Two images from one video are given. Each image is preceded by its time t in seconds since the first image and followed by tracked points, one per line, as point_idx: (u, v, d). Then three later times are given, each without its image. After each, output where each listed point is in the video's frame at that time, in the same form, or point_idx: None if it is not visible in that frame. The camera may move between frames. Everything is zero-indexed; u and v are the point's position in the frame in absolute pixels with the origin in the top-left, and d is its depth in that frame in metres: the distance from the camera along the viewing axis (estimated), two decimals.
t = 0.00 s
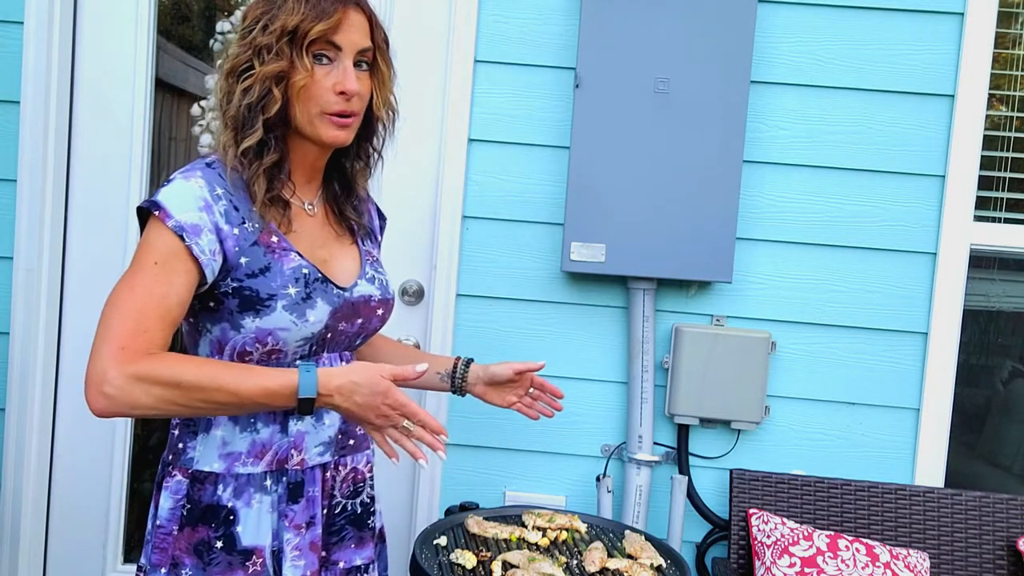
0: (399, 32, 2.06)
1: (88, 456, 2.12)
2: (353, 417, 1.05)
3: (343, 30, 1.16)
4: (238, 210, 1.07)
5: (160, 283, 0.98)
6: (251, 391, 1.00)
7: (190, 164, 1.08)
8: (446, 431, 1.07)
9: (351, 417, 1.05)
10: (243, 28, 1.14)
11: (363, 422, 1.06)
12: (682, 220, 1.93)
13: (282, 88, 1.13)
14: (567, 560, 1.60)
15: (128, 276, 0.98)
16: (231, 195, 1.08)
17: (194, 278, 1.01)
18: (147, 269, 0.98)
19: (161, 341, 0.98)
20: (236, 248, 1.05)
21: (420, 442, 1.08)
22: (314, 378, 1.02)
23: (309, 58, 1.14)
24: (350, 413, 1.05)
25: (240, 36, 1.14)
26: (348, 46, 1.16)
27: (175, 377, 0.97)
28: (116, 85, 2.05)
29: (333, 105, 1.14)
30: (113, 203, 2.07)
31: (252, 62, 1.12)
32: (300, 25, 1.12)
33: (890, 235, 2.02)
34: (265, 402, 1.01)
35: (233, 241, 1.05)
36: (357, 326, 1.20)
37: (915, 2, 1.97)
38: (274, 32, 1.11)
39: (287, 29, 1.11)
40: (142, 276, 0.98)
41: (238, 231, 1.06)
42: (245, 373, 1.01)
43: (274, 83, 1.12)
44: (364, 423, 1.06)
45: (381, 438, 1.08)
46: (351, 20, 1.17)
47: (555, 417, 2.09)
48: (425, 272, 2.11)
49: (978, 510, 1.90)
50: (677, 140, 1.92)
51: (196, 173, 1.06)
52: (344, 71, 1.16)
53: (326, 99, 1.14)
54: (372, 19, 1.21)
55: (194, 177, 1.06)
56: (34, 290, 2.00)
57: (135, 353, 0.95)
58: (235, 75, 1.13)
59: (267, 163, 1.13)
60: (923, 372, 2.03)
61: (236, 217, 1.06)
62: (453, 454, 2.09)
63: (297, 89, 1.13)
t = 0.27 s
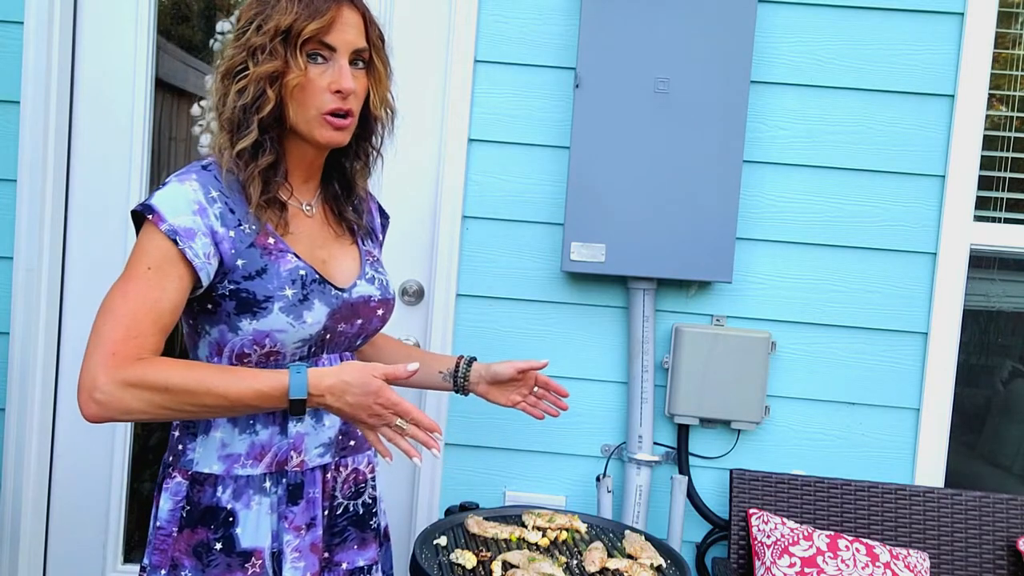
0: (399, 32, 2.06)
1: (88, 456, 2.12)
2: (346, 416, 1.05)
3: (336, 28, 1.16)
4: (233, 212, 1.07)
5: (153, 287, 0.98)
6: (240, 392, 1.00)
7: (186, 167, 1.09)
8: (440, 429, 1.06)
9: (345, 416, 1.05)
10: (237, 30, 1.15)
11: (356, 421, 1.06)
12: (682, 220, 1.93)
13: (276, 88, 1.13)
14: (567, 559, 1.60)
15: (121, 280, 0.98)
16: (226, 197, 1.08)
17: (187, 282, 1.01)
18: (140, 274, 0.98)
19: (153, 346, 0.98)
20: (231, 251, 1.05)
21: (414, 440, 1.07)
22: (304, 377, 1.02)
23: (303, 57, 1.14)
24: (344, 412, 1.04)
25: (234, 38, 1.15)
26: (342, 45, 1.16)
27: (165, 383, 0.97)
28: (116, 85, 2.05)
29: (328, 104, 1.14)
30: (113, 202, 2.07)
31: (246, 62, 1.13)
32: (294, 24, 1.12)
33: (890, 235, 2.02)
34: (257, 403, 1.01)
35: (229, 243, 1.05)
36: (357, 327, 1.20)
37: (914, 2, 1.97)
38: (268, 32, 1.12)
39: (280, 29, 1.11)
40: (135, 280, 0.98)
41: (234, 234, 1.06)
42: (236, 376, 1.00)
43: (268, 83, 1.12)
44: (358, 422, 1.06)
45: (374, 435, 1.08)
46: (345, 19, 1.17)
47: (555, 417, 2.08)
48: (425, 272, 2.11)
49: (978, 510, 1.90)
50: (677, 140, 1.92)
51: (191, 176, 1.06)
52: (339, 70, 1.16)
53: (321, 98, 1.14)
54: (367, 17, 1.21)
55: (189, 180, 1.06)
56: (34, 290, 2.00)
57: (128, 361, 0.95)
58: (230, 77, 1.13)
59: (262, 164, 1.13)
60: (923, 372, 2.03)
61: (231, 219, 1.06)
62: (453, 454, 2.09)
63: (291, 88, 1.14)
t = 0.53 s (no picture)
0: (399, 32, 2.06)
1: (88, 456, 2.12)
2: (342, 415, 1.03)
3: (331, 24, 1.16)
4: (234, 212, 1.07)
5: (148, 290, 0.98)
6: (230, 391, 0.99)
7: (185, 166, 1.08)
8: (438, 426, 1.01)
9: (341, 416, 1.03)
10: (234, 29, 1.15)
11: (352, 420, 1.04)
12: (682, 220, 1.93)
13: (272, 86, 1.13)
14: (566, 560, 1.60)
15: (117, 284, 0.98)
16: (225, 197, 1.08)
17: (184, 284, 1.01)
18: (137, 277, 0.98)
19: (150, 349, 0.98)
20: (232, 250, 1.05)
21: (409, 440, 1.04)
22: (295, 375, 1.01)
23: (298, 54, 1.14)
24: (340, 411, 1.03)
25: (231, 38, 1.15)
26: (337, 41, 1.16)
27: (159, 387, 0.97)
28: (115, 85, 2.05)
29: (325, 100, 1.14)
30: (113, 202, 2.07)
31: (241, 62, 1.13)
32: (289, 21, 1.12)
33: (890, 235, 2.02)
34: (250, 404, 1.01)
35: (229, 242, 1.05)
36: (356, 326, 1.20)
37: (915, 2, 1.97)
38: (262, 30, 1.12)
39: (275, 27, 1.12)
40: (131, 284, 0.98)
41: (234, 233, 1.06)
42: (229, 377, 1.00)
43: (263, 82, 1.12)
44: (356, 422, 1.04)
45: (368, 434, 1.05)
46: (339, 15, 1.17)
47: (555, 417, 2.09)
48: (426, 272, 2.11)
49: (978, 510, 1.90)
50: (677, 140, 1.92)
51: (190, 175, 1.06)
52: (334, 66, 1.16)
53: (318, 95, 1.14)
54: (360, 13, 1.21)
55: (188, 179, 1.06)
56: (34, 290, 2.00)
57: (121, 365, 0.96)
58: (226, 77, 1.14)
59: (261, 163, 1.13)
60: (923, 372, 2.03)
61: (231, 218, 1.06)
62: (453, 454, 2.09)
63: (287, 86, 1.14)
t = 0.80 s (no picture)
0: (398, 31, 2.07)
1: (88, 456, 2.12)
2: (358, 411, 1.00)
3: (359, 37, 1.16)
4: (218, 211, 1.07)
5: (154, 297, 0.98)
6: (244, 392, 0.99)
7: (168, 167, 1.08)
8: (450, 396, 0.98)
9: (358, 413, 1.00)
10: (252, 16, 1.10)
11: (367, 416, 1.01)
12: (682, 220, 1.93)
13: (297, 87, 1.11)
14: (566, 560, 1.60)
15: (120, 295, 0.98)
16: (211, 196, 1.08)
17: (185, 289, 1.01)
18: (138, 285, 0.98)
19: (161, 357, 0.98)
20: (217, 250, 1.05)
21: (430, 425, 0.99)
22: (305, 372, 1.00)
23: (328, 61, 1.13)
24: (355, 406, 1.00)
25: (248, 25, 1.10)
26: (362, 55, 1.17)
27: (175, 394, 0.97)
28: (115, 85, 2.05)
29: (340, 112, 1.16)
30: (113, 202, 2.07)
31: (263, 57, 1.10)
32: (324, 29, 1.11)
33: (890, 235, 2.02)
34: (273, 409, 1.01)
35: (215, 241, 1.05)
36: (348, 321, 1.19)
37: (915, 2, 1.97)
38: (295, 30, 1.10)
39: (308, 31, 1.10)
40: (135, 293, 0.98)
41: (220, 232, 1.06)
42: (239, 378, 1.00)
43: (290, 84, 1.10)
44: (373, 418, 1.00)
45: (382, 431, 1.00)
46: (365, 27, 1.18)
47: (555, 417, 2.09)
48: (425, 271, 2.11)
49: (978, 510, 1.90)
50: (676, 140, 1.92)
51: (174, 176, 1.06)
52: (357, 79, 1.16)
53: (337, 105, 1.15)
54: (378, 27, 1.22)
55: (171, 180, 1.06)
56: (34, 289, 2.00)
57: (140, 374, 0.96)
58: (245, 64, 1.10)
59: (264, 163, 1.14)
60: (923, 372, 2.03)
61: (216, 218, 1.07)
62: (453, 454, 2.09)
63: (310, 91, 1.13)
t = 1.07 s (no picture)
0: (398, 30, 2.06)
1: (87, 456, 2.12)
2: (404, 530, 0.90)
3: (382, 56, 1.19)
4: (217, 209, 1.06)
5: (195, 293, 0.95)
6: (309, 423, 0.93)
7: (165, 163, 1.06)
8: None
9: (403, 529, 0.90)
10: (297, 23, 1.08)
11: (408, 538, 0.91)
12: (682, 220, 1.93)
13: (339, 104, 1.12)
14: (567, 560, 1.60)
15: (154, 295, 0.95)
16: (210, 193, 1.06)
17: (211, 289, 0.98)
18: (171, 279, 0.95)
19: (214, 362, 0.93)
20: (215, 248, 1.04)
21: None
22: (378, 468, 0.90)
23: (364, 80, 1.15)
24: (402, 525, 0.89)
25: (294, 32, 1.07)
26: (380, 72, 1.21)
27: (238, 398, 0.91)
28: (115, 85, 2.05)
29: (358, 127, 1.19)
30: (113, 202, 2.07)
31: (314, 68, 1.09)
32: (363, 49, 1.13)
33: (890, 235, 2.02)
34: (320, 475, 0.90)
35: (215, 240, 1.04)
36: (339, 321, 1.20)
37: (914, 2, 1.97)
38: (342, 47, 1.10)
39: (352, 49, 1.11)
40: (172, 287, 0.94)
41: (217, 230, 1.05)
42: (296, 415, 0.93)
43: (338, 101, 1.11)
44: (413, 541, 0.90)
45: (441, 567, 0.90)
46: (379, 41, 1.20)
47: (555, 417, 2.09)
48: (425, 271, 2.11)
49: (978, 510, 1.90)
50: (676, 140, 1.92)
51: (173, 172, 1.04)
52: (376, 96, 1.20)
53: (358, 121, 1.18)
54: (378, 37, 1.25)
55: (172, 176, 1.04)
56: (34, 289, 2.00)
57: (181, 379, 0.90)
58: (292, 73, 1.08)
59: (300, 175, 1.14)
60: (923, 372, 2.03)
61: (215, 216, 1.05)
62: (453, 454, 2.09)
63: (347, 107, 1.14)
